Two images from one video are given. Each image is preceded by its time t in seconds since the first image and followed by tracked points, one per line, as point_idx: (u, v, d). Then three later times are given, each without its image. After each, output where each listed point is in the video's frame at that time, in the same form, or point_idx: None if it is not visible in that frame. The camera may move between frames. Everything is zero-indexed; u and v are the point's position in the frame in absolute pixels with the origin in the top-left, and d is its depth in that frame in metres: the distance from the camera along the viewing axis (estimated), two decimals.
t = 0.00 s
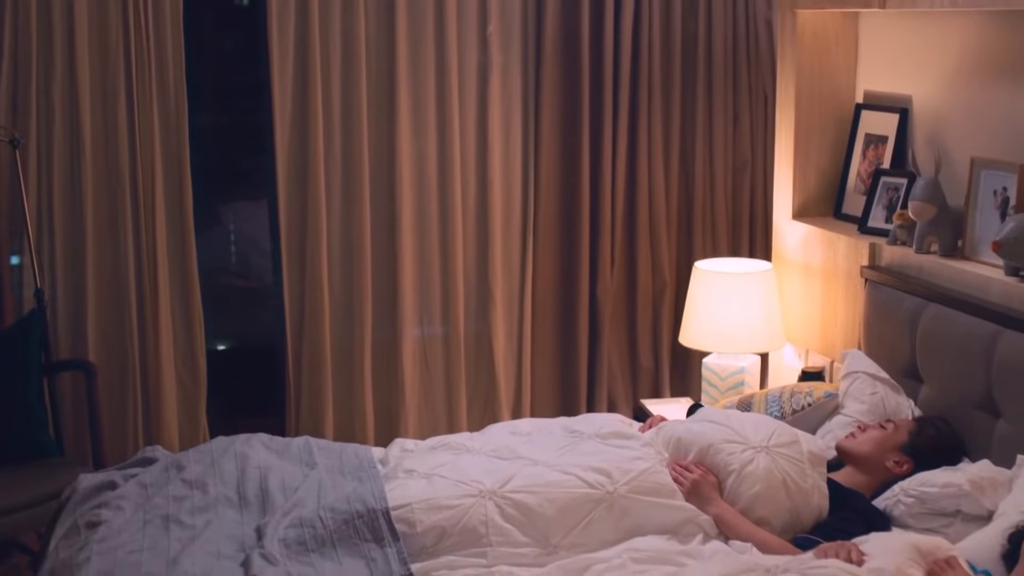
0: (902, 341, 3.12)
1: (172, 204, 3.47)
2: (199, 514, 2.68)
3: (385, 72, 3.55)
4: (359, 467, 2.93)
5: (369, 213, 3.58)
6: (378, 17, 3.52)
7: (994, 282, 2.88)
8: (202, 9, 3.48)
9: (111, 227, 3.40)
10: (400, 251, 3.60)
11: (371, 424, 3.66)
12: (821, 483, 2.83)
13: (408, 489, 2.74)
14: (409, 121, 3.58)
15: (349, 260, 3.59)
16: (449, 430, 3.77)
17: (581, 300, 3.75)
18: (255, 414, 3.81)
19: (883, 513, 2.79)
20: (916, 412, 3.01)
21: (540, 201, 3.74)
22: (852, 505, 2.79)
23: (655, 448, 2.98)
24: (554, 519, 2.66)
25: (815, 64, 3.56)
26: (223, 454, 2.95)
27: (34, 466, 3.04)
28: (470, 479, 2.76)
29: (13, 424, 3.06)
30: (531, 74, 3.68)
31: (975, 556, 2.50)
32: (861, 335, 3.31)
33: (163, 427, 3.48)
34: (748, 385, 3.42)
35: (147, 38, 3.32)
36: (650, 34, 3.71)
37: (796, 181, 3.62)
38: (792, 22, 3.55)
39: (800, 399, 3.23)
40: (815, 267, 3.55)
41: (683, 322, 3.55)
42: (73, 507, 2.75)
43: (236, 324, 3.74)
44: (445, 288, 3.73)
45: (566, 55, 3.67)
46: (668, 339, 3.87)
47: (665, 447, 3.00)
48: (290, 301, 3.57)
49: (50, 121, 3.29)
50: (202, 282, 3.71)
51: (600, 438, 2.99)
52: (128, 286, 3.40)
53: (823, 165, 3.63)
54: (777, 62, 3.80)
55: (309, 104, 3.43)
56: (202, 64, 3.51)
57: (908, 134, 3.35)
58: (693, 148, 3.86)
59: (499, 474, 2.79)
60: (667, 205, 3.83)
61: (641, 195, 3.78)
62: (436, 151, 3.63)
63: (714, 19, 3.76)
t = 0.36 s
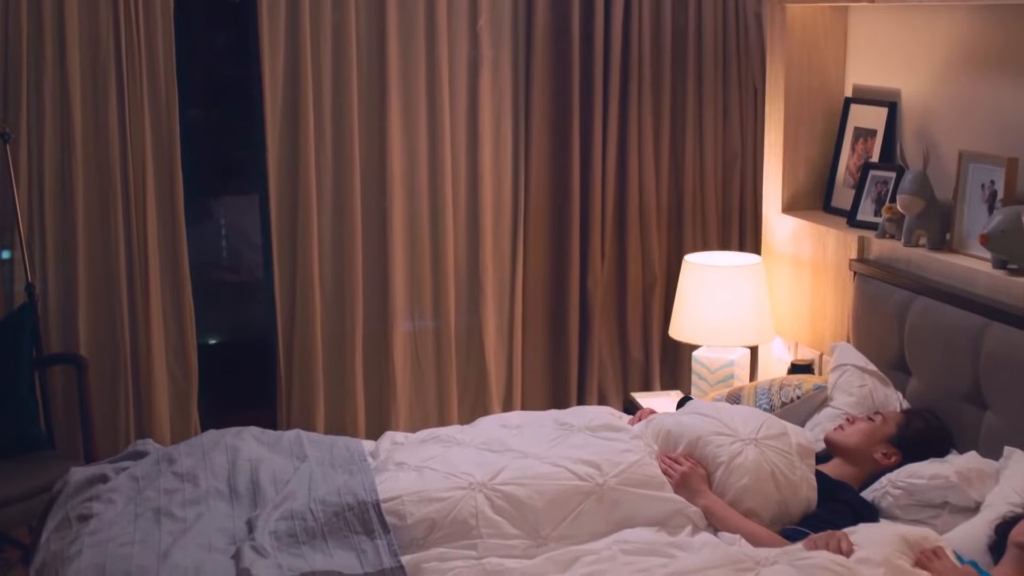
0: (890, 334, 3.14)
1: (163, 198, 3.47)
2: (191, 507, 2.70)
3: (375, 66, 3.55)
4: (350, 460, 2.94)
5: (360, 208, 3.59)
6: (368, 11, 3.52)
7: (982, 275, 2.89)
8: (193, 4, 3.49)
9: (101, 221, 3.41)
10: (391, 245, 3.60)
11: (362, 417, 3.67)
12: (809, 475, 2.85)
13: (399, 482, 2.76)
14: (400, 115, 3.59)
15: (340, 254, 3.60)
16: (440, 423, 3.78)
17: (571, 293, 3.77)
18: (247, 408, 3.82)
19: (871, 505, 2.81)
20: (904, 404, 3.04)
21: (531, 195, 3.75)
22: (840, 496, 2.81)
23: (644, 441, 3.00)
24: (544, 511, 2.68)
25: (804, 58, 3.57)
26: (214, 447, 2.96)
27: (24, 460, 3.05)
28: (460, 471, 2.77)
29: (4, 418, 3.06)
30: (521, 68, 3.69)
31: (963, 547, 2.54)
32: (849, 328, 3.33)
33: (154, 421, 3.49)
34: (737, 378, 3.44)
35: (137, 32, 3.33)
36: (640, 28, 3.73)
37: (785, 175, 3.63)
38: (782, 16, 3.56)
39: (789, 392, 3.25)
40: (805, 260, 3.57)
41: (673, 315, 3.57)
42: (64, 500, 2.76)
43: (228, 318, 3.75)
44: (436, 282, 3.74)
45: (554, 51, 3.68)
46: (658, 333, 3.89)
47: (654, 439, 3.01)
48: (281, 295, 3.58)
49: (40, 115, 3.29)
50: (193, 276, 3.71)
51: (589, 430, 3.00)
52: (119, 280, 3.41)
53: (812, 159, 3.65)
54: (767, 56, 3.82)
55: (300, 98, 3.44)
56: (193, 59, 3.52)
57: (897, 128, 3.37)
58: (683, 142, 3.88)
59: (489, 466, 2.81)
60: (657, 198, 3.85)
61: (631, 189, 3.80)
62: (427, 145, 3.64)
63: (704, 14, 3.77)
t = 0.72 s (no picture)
0: (877, 325, 3.16)
1: (153, 191, 3.49)
2: (181, 497, 2.71)
3: (365, 59, 3.57)
4: (339, 451, 2.96)
5: (349, 201, 3.60)
6: (358, 5, 3.54)
7: (967, 267, 2.91)
8: None
9: (91, 214, 3.42)
10: (380, 237, 3.62)
11: (352, 410, 3.69)
12: (796, 465, 2.87)
13: (388, 472, 2.77)
14: (389, 108, 3.60)
15: (330, 246, 3.61)
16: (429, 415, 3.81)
17: (560, 285, 3.79)
18: (237, 400, 3.84)
19: (858, 495, 2.83)
20: (891, 394, 3.06)
21: (521, 188, 3.77)
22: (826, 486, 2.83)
23: (632, 432, 3.02)
24: (532, 501, 2.69)
25: (792, 50, 3.60)
26: (204, 438, 2.98)
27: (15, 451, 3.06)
28: (449, 462, 2.79)
29: None
30: (511, 61, 3.71)
31: (947, 536, 2.54)
32: (836, 319, 3.36)
33: (145, 413, 3.51)
34: (725, 369, 3.46)
35: (127, 25, 3.34)
36: (629, 21, 3.75)
37: (773, 167, 3.66)
38: (769, 8, 3.59)
39: (777, 382, 3.28)
40: (792, 252, 3.59)
41: (661, 307, 3.59)
42: (54, 491, 2.77)
43: (219, 311, 3.76)
44: (425, 275, 3.75)
45: (543, 44, 3.70)
46: (647, 325, 3.92)
47: (642, 430, 3.03)
48: (271, 287, 3.59)
49: (30, 108, 3.30)
50: (183, 269, 3.72)
51: (578, 421, 3.02)
52: (109, 272, 3.42)
53: (799, 151, 3.67)
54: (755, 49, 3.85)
55: (290, 91, 3.45)
56: (183, 52, 3.52)
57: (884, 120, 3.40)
58: (672, 135, 3.90)
59: (477, 457, 2.82)
60: (646, 191, 3.87)
61: (620, 182, 3.83)
62: (416, 138, 3.65)
63: (693, 7, 3.80)
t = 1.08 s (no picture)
0: (863, 317, 3.18)
1: (142, 185, 3.50)
2: (170, 489, 2.72)
3: (354, 51, 3.57)
4: (328, 443, 2.97)
5: (339, 194, 3.61)
6: None
7: (953, 258, 2.93)
8: None
9: (81, 207, 3.42)
10: (369, 230, 3.63)
11: (341, 402, 3.70)
12: (783, 455, 2.88)
13: (376, 464, 2.78)
14: (379, 101, 3.61)
15: (320, 239, 3.62)
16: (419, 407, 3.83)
17: (549, 278, 3.81)
18: (227, 393, 3.85)
19: (844, 485, 2.84)
20: (877, 385, 3.08)
21: (510, 181, 3.78)
22: (813, 476, 2.85)
23: (620, 423, 3.03)
24: (520, 492, 2.70)
25: (780, 42, 3.63)
26: (194, 430, 2.99)
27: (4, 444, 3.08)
28: (437, 453, 2.80)
29: None
30: (499, 55, 3.72)
31: (931, 526, 2.56)
32: (823, 312, 3.38)
33: (135, 406, 3.52)
34: (714, 361, 3.48)
35: (116, 19, 3.34)
36: (617, 15, 3.76)
37: (760, 159, 3.69)
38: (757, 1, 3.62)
39: (764, 374, 3.29)
40: (780, 245, 3.62)
41: (650, 299, 3.60)
42: (44, 483, 2.78)
43: (209, 304, 3.78)
44: (415, 268, 3.77)
45: (532, 37, 3.71)
46: (636, 318, 3.95)
47: (630, 421, 3.05)
48: (260, 281, 3.60)
49: (19, 101, 3.30)
50: (173, 262, 3.73)
51: (566, 412, 3.04)
52: (98, 266, 3.43)
53: (787, 144, 3.70)
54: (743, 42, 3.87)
55: (279, 85, 3.46)
56: (172, 46, 3.53)
57: (871, 112, 3.43)
58: (660, 128, 3.92)
59: (466, 448, 2.84)
60: (634, 183, 3.90)
61: (609, 174, 3.85)
62: (406, 131, 3.66)
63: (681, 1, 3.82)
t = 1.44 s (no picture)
0: (851, 310, 3.20)
1: (131, 180, 3.50)
2: (161, 483, 2.73)
3: (344, 46, 3.58)
4: (318, 437, 2.98)
5: (328, 188, 3.62)
6: None
7: (940, 252, 2.94)
8: None
9: (71, 202, 3.43)
10: (359, 225, 3.63)
11: (331, 396, 3.71)
12: (771, 448, 2.90)
13: (366, 457, 2.79)
14: (368, 96, 3.62)
15: (310, 234, 3.63)
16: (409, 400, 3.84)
17: (539, 272, 3.83)
18: (217, 388, 3.86)
19: (832, 477, 2.86)
20: (864, 378, 3.10)
21: (499, 175, 3.79)
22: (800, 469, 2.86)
23: (609, 417, 3.05)
24: (509, 485, 2.72)
25: (768, 36, 3.66)
26: (184, 424, 3.00)
27: None
28: (427, 446, 2.82)
29: None
30: (489, 49, 3.73)
31: (917, 517, 2.58)
32: (811, 306, 3.41)
33: (125, 401, 3.53)
34: (703, 355, 3.50)
35: (105, 14, 3.34)
36: (606, 10, 3.78)
37: (749, 153, 3.72)
38: None
39: (752, 367, 3.32)
40: (768, 239, 3.65)
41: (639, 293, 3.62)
42: (35, 478, 2.79)
43: (200, 299, 3.78)
44: (404, 262, 3.78)
45: (520, 31, 3.72)
46: (625, 313, 3.98)
47: (618, 414, 3.07)
48: (250, 275, 3.61)
49: (8, 96, 3.30)
50: (164, 257, 3.74)
51: (555, 406, 3.05)
52: (89, 261, 3.43)
53: (776, 138, 3.73)
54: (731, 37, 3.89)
55: (268, 80, 3.46)
56: (162, 41, 3.53)
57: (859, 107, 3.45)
58: (650, 122, 3.94)
59: (455, 442, 2.85)
60: (623, 178, 3.91)
61: (599, 169, 3.87)
62: (396, 126, 3.67)
63: None
